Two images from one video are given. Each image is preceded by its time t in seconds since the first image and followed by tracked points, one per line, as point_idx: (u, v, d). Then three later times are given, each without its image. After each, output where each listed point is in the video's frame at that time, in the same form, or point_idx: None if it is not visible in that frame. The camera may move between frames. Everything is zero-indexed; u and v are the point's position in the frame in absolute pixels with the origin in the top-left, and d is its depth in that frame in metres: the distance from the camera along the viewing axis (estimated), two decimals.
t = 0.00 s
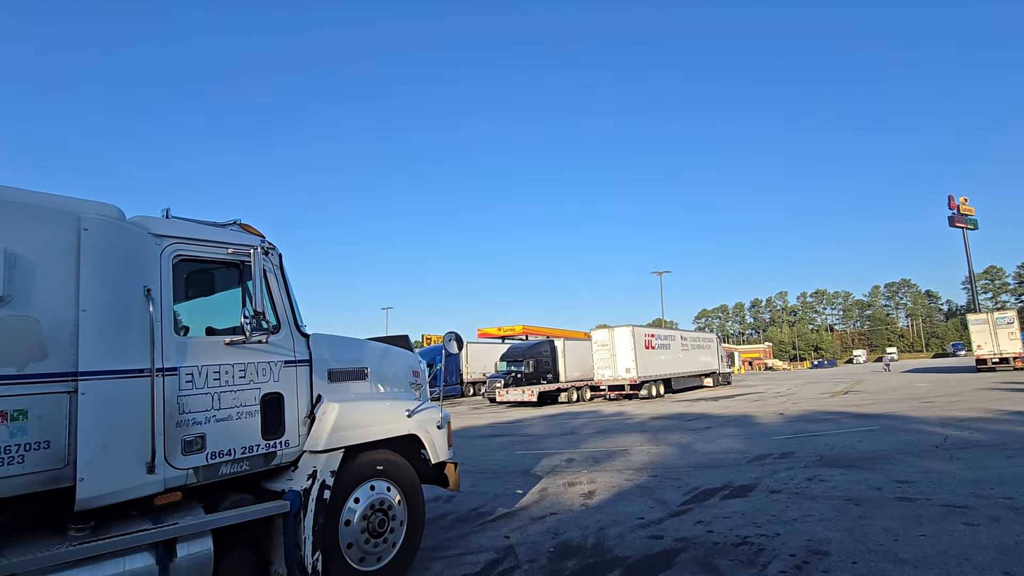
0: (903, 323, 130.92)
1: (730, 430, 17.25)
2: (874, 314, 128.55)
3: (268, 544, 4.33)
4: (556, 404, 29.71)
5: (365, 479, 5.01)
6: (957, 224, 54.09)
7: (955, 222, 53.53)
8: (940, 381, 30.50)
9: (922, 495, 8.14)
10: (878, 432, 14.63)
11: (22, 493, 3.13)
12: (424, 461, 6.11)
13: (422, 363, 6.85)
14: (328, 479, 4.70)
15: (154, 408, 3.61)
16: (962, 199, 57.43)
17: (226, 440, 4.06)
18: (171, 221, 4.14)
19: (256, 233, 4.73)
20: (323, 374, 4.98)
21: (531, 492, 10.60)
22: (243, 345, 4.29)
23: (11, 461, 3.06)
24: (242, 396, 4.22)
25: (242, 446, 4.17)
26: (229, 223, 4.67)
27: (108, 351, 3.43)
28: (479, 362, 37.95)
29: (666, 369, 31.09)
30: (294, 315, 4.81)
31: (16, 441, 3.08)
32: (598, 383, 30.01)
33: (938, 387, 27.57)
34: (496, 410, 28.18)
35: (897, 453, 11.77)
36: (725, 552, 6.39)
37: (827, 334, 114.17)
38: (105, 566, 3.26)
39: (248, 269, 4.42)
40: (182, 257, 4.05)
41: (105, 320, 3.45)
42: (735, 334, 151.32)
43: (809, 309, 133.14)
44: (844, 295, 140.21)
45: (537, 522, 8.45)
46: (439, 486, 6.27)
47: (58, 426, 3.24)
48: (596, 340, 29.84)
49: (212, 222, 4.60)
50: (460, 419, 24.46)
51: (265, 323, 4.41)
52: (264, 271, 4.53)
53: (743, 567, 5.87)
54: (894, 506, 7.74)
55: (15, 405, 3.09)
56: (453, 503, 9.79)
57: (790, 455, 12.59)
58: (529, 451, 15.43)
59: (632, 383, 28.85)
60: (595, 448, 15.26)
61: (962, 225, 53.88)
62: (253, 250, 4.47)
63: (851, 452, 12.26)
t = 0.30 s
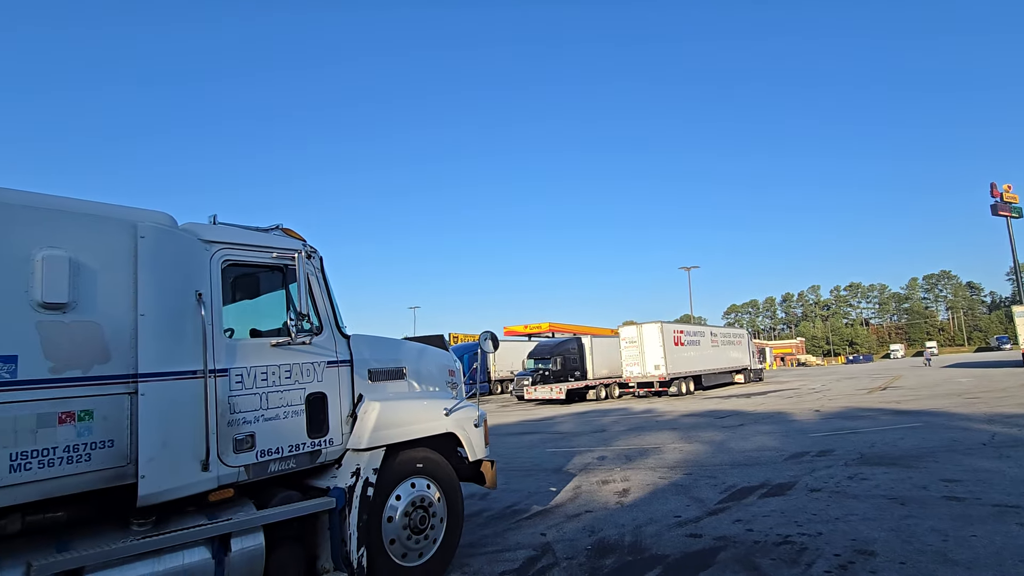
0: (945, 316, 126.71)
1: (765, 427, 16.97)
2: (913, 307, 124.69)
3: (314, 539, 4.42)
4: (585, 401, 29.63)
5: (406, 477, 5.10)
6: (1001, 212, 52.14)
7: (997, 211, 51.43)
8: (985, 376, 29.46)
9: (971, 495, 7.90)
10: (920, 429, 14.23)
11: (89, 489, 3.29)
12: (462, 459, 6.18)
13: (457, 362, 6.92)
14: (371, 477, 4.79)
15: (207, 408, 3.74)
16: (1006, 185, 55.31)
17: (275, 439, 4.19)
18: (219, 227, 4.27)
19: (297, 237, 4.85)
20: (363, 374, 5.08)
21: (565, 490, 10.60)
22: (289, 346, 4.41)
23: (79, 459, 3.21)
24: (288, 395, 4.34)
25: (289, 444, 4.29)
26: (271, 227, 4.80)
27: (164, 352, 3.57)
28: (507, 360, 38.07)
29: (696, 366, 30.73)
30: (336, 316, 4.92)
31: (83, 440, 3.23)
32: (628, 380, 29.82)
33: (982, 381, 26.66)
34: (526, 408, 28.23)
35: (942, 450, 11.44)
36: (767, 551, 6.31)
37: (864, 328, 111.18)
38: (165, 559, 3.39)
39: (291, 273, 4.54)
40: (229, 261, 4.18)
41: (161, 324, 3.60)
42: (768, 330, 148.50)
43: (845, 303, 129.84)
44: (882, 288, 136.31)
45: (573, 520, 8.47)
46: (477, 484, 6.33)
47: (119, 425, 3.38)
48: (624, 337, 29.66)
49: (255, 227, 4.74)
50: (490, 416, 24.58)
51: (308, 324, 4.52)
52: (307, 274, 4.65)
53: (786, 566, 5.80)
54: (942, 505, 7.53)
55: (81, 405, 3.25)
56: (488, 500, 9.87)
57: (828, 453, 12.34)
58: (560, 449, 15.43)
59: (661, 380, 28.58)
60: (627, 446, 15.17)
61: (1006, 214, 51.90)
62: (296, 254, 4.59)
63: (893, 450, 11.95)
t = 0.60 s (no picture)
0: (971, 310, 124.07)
1: (786, 423, 16.80)
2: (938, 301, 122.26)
3: (341, 533, 4.53)
4: (602, 397, 29.59)
5: (430, 472, 5.16)
6: None
7: None
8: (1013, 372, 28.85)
9: (1000, 492, 7.77)
10: (946, 426, 14.00)
11: (129, 484, 3.40)
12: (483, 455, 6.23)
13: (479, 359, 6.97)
14: (396, 472, 4.85)
15: (238, 405, 3.83)
16: None
17: (303, 435, 4.28)
18: (248, 229, 4.36)
19: (322, 237, 4.93)
20: (387, 371, 5.15)
21: (585, 486, 10.62)
22: (316, 344, 4.49)
23: (119, 455, 3.32)
24: (316, 393, 4.43)
25: (317, 440, 4.38)
26: (297, 229, 4.90)
27: (198, 351, 3.67)
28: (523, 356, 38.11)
29: (714, 361, 30.51)
30: (360, 315, 4.99)
31: (123, 436, 3.34)
32: (645, 376, 29.68)
33: (1009, 377, 26.12)
34: (543, 404, 28.26)
35: (970, 447, 11.25)
36: (792, 547, 6.29)
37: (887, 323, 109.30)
38: (202, 551, 3.49)
39: (317, 272, 4.62)
40: (258, 262, 4.27)
41: (195, 323, 3.69)
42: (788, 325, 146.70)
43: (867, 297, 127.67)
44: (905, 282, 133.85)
45: (595, 515, 8.50)
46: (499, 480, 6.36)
47: (157, 422, 3.49)
48: (641, 333, 29.55)
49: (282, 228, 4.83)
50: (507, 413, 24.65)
51: (334, 322, 4.57)
52: (333, 274, 4.73)
53: (811, 563, 5.77)
54: (970, 502, 7.42)
55: (120, 403, 3.35)
56: (509, 496, 9.93)
57: (852, 449, 12.20)
58: (579, 445, 15.45)
59: (679, 376, 28.41)
60: (646, 442, 15.14)
61: None
62: (322, 254, 4.67)
63: (919, 446, 11.78)
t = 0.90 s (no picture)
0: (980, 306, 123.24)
1: (793, 419, 16.78)
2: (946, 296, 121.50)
3: (354, 526, 4.59)
4: (608, 394, 29.63)
5: (440, 466, 5.21)
6: None
7: None
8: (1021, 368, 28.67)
9: (1008, 488, 7.76)
10: (954, 422, 13.95)
11: (147, 477, 3.46)
12: (492, 450, 6.27)
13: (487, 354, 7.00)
14: (407, 467, 4.89)
15: (253, 400, 3.88)
16: None
17: (316, 429, 4.33)
18: (260, 225, 4.40)
19: (333, 233, 4.96)
20: (398, 366, 5.17)
21: (592, 481, 10.67)
22: (327, 340, 4.54)
23: (137, 448, 3.38)
24: (328, 388, 4.47)
25: (329, 435, 4.43)
26: (309, 225, 4.94)
27: (213, 346, 3.72)
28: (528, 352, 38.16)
29: (720, 357, 30.47)
30: (371, 310, 5.02)
31: (141, 430, 3.40)
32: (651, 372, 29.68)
33: (1019, 373, 25.97)
34: (549, 400, 28.32)
35: (978, 443, 11.21)
36: (799, 542, 6.31)
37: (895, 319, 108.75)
38: (219, 543, 3.55)
39: (329, 269, 4.67)
40: (270, 258, 4.31)
41: (210, 319, 3.74)
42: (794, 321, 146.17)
43: (875, 292, 126.95)
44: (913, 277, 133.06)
45: (602, 510, 8.54)
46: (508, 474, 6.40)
47: (174, 416, 3.55)
48: (646, 329, 29.54)
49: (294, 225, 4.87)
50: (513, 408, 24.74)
51: (345, 317, 4.70)
52: (344, 271, 4.76)
53: (819, 558, 5.80)
54: (978, 498, 7.42)
55: (138, 397, 3.41)
56: (516, 491, 9.99)
57: (859, 445, 12.19)
58: (585, 440, 15.49)
59: (685, 372, 28.38)
60: (653, 438, 15.16)
61: None
62: (333, 250, 4.71)
63: (927, 442, 11.75)
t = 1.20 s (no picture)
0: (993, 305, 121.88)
1: (802, 418, 16.72)
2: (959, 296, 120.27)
3: (364, 519, 4.65)
4: (616, 391, 29.62)
5: (449, 461, 5.25)
6: None
7: None
8: None
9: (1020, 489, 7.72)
10: (966, 422, 13.85)
11: (163, 468, 3.52)
12: (501, 446, 6.31)
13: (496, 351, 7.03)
14: (418, 461, 4.92)
15: (265, 394, 3.94)
16: None
17: (327, 423, 4.39)
18: (273, 222, 4.46)
19: (344, 230, 5.01)
20: (408, 363, 5.22)
21: (600, 478, 10.70)
22: (339, 336, 4.59)
23: (154, 440, 3.45)
24: (339, 383, 4.53)
25: (340, 429, 4.48)
26: (320, 223, 4.98)
27: (228, 341, 3.78)
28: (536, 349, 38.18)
29: (729, 356, 30.38)
30: (382, 307, 5.07)
31: (158, 423, 3.47)
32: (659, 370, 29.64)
33: None
34: (556, 397, 28.36)
35: (990, 444, 11.13)
36: (807, 541, 6.31)
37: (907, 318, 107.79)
38: (232, 534, 3.61)
39: (340, 265, 4.72)
40: (283, 255, 4.36)
41: (224, 314, 3.80)
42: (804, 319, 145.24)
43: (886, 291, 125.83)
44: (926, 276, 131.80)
45: (610, 507, 8.57)
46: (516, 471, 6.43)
47: (189, 409, 3.62)
48: (655, 326, 29.51)
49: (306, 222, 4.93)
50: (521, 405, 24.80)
51: (357, 314, 4.71)
52: (355, 268, 4.81)
53: (827, 556, 5.80)
54: (989, 499, 7.38)
55: (155, 391, 3.48)
56: (524, 487, 10.04)
57: (869, 445, 12.13)
58: (593, 437, 15.51)
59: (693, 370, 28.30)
60: (661, 436, 15.17)
61: None
62: (345, 247, 4.76)
63: (937, 443, 11.68)
